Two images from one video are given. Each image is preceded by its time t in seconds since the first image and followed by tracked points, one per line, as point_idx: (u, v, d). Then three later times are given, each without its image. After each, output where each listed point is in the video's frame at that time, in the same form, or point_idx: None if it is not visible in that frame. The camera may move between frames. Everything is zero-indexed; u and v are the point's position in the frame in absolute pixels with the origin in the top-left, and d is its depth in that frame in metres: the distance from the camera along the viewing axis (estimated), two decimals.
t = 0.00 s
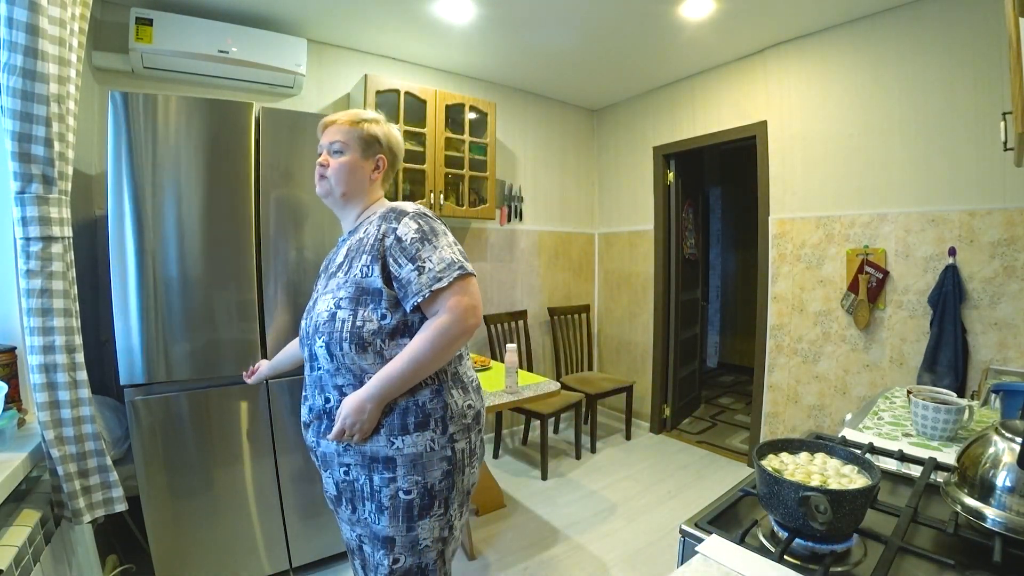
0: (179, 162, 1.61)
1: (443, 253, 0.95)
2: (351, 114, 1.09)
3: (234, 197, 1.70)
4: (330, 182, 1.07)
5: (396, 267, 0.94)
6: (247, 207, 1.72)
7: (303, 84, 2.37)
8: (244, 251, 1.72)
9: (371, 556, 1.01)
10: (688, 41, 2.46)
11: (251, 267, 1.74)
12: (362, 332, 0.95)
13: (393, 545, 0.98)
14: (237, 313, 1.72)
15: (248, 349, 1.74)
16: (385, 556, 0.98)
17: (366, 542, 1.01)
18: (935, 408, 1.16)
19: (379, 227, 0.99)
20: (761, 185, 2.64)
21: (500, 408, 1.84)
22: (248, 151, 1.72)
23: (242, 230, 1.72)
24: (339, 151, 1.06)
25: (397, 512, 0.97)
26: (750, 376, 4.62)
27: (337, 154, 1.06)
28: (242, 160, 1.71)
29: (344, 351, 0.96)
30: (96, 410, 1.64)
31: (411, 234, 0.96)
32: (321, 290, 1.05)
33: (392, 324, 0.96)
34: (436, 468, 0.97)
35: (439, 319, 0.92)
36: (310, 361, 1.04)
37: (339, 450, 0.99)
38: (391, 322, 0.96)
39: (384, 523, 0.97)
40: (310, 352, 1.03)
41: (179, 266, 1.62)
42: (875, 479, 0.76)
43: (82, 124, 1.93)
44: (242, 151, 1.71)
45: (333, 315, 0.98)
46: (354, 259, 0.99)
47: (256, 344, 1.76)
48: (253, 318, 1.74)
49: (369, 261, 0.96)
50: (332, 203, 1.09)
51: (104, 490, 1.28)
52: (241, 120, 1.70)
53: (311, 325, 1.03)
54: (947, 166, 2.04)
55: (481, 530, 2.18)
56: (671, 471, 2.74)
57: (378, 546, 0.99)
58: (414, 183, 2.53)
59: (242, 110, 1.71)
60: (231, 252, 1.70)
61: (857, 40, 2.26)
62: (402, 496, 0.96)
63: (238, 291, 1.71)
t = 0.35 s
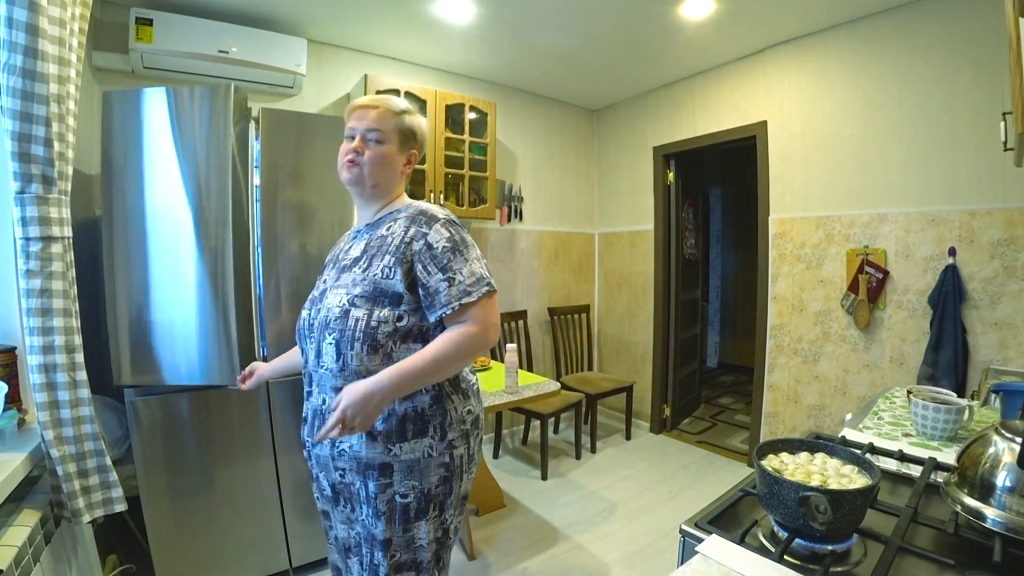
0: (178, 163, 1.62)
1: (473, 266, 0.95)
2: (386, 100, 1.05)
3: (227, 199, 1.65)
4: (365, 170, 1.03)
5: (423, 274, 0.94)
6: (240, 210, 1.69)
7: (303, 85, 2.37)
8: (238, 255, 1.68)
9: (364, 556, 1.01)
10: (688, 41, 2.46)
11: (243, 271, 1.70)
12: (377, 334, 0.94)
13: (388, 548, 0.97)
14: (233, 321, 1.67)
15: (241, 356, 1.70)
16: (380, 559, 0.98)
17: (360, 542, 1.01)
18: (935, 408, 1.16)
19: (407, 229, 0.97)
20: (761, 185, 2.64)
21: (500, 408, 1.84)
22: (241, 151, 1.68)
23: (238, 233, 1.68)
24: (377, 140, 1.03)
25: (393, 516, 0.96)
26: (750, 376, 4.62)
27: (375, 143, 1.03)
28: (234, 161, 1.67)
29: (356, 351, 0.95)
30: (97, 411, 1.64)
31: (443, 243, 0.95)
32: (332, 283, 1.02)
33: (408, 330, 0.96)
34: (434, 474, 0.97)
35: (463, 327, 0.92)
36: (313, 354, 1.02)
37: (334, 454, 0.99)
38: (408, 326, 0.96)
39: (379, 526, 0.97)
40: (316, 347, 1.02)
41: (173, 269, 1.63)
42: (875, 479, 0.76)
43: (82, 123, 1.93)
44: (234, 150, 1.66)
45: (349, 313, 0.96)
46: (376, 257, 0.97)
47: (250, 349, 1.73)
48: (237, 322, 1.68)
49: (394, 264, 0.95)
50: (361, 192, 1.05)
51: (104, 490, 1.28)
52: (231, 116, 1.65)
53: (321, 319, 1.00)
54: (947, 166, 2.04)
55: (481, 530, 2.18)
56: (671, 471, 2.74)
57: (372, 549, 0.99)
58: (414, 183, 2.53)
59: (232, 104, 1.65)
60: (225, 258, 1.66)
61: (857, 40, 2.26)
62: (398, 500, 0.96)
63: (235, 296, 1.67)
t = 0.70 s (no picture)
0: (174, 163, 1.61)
1: (505, 280, 0.94)
2: (426, 93, 1.01)
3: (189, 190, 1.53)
4: (411, 167, 0.98)
5: (456, 281, 0.90)
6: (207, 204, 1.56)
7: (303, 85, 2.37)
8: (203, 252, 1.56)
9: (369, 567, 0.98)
10: (688, 41, 2.46)
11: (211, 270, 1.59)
12: (400, 341, 0.90)
13: (398, 557, 0.95)
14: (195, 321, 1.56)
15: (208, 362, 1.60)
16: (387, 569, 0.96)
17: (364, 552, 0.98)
18: (935, 408, 1.15)
19: (441, 233, 0.93)
20: (761, 185, 2.64)
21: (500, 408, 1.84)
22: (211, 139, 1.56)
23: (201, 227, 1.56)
24: (427, 139, 0.99)
25: (403, 526, 0.94)
26: (750, 376, 4.62)
27: (425, 141, 0.99)
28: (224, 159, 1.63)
29: (375, 358, 0.90)
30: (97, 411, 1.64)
31: (477, 252, 0.93)
32: (350, 279, 0.96)
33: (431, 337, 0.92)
34: (447, 484, 0.94)
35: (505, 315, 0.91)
36: (323, 355, 0.96)
37: (341, 465, 0.94)
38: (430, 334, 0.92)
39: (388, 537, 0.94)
40: (327, 347, 0.95)
41: (147, 263, 1.58)
42: (875, 479, 0.76)
43: (81, 123, 1.93)
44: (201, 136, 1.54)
45: (371, 315, 0.90)
46: (406, 258, 0.92)
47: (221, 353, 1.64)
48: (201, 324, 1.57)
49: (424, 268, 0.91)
50: (400, 190, 1.00)
51: (103, 490, 1.28)
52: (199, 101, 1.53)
53: (336, 318, 0.94)
54: (947, 167, 2.03)
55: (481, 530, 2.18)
56: (671, 471, 2.74)
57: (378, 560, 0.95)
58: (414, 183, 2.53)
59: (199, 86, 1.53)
60: (187, 253, 1.54)
61: (858, 40, 2.26)
62: (409, 510, 0.94)
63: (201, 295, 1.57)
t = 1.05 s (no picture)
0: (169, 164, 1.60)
1: (517, 282, 0.97)
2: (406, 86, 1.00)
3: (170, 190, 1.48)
4: (380, 160, 0.97)
5: (472, 285, 0.92)
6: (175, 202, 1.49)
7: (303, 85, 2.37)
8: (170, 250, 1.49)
9: None
10: (688, 41, 2.46)
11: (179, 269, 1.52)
12: (419, 348, 0.90)
13: (406, 566, 0.95)
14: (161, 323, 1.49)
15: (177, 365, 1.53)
16: None
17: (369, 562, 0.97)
18: (935, 408, 1.15)
19: (453, 237, 0.94)
20: (761, 185, 2.64)
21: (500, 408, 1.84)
22: (178, 133, 1.48)
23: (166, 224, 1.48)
24: (393, 129, 0.97)
25: (410, 535, 0.94)
26: (750, 376, 4.62)
27: (391, 132, 0.97)
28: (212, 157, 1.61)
29: (393, 367, 0.89)
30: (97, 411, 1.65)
31: (490, 255, 0.94)
32: (362, 286, 0.95)
33: (447, 342, 0.93)
34: (454, 491, 0.95)
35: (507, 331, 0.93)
36: (336, 365, 0.95)
37: (348, 473, 0.93)
38: (448, 340, 0.93)
39: (395, 545, 0.94)
40: (340, 356, 0.94)
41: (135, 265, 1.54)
42: (875, 479, 0.76)
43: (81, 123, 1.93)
44: (160, 129, 1.46)
45: (388, 323, 0.90)
46: (421, 264, 0.92)
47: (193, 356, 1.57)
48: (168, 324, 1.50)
49: (439, 273, 0.91)
50: (379, 185, 0.99)
51: (103, 490, 1.28)
52: (156, 90, 1.44)
53: (350, 326, 0.93)
54: (947, 167, 2.03)
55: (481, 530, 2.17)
56: (672, 471, 2.74)
57: (385, 570, 0.95)
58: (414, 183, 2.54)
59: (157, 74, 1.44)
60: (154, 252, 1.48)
61: (858, 40, 2.26)
62: (417, 518, 0.94)
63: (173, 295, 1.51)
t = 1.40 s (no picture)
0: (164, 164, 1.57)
1: (473, 284, 0.96)
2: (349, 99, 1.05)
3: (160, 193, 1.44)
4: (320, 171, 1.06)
5: (426, 287, 0.91)
6: (154, 199, 1.43)
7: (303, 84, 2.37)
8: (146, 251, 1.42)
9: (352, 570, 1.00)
10: (688, 41, 2.46)
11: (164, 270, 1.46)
12: (370, 346, 0.91)
13: (377, 560, 0.97)
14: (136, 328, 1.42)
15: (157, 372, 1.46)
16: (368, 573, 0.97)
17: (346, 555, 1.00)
18: (935, 408, 1.16)
19: (408, 240, 0.93)
20: (761, 185, 2.64)
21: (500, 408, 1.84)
22: (168, 134, 1.44)
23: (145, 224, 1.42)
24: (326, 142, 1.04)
25: (379, 529, 0.95)
26: (750, 377, 4.62)
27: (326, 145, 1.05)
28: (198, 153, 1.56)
29: (346, 364, 0.91)
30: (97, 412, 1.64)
31: (446, 257, 0.94)
32: (322, 287, 0.96)
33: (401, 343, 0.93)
34: (419, 484, 0.96)
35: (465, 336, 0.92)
36: (298, 362, 0.97)
37: (316, 468, 0.96)
38: (402, 340, 0.93)
39: (366, 540, 0.96)
40: (300, 354, 0.96)
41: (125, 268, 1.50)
42: (875, 479, 0.76)
43: (81, 124, 1.93)
44: (147, 128, 1.40)
45: (342, 323, 0.91)
46: (374, 265, 0.93)
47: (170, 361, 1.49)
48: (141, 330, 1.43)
49: (393, 274, 0.91)
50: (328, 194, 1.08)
51: (103, 490, 1.28)
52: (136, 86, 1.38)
53: (308, 324, 0.95)
54: (947, 167, 2.03)
55: (481, 530, 2.17)
56: (672, 471, 2.74)
57: (359, 563, 0.97)
58: (415, 183, 2.55)
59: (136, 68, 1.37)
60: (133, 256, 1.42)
61: (858, 39, 2.26)
62: (384, 514, 0.95)
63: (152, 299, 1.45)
